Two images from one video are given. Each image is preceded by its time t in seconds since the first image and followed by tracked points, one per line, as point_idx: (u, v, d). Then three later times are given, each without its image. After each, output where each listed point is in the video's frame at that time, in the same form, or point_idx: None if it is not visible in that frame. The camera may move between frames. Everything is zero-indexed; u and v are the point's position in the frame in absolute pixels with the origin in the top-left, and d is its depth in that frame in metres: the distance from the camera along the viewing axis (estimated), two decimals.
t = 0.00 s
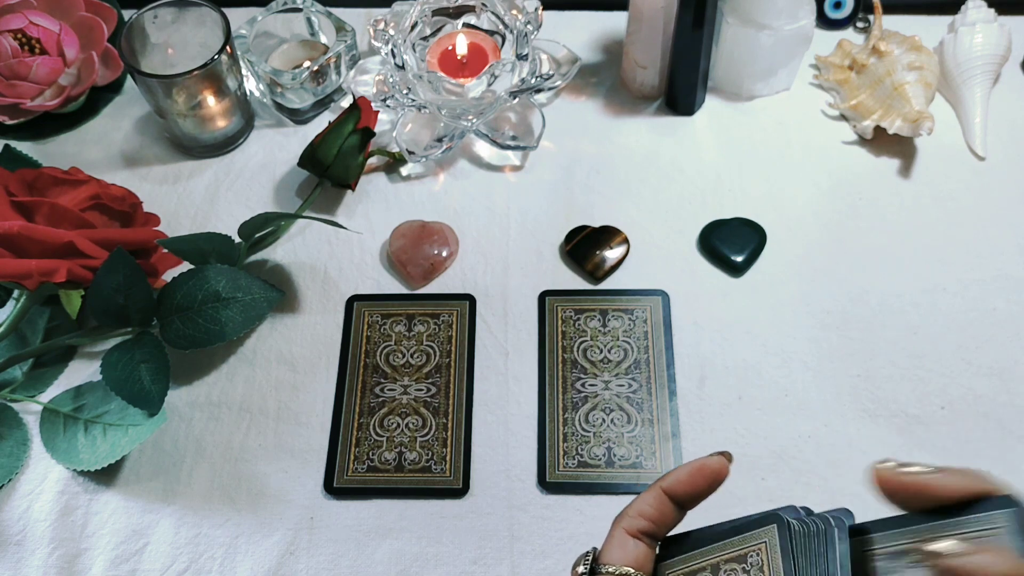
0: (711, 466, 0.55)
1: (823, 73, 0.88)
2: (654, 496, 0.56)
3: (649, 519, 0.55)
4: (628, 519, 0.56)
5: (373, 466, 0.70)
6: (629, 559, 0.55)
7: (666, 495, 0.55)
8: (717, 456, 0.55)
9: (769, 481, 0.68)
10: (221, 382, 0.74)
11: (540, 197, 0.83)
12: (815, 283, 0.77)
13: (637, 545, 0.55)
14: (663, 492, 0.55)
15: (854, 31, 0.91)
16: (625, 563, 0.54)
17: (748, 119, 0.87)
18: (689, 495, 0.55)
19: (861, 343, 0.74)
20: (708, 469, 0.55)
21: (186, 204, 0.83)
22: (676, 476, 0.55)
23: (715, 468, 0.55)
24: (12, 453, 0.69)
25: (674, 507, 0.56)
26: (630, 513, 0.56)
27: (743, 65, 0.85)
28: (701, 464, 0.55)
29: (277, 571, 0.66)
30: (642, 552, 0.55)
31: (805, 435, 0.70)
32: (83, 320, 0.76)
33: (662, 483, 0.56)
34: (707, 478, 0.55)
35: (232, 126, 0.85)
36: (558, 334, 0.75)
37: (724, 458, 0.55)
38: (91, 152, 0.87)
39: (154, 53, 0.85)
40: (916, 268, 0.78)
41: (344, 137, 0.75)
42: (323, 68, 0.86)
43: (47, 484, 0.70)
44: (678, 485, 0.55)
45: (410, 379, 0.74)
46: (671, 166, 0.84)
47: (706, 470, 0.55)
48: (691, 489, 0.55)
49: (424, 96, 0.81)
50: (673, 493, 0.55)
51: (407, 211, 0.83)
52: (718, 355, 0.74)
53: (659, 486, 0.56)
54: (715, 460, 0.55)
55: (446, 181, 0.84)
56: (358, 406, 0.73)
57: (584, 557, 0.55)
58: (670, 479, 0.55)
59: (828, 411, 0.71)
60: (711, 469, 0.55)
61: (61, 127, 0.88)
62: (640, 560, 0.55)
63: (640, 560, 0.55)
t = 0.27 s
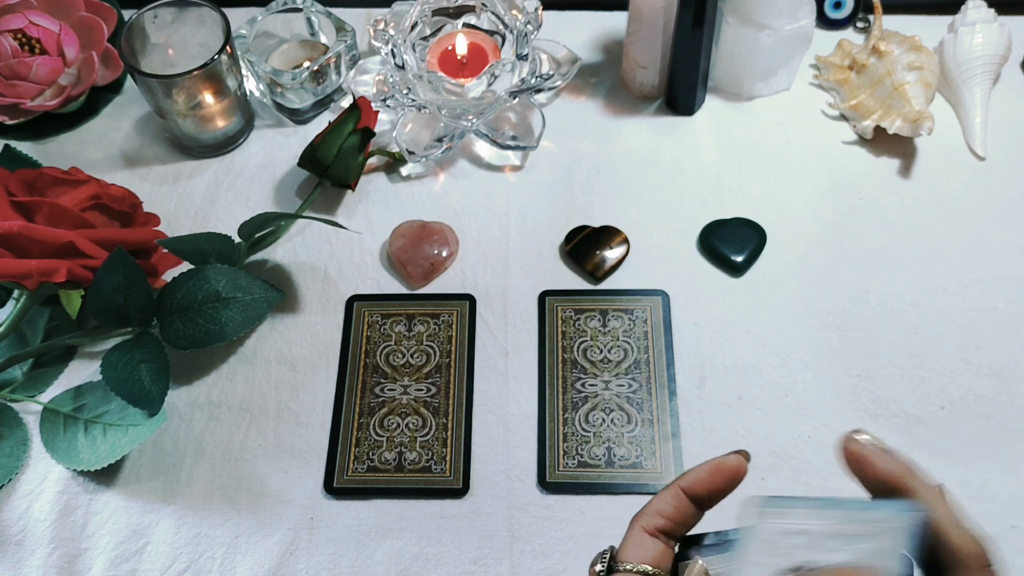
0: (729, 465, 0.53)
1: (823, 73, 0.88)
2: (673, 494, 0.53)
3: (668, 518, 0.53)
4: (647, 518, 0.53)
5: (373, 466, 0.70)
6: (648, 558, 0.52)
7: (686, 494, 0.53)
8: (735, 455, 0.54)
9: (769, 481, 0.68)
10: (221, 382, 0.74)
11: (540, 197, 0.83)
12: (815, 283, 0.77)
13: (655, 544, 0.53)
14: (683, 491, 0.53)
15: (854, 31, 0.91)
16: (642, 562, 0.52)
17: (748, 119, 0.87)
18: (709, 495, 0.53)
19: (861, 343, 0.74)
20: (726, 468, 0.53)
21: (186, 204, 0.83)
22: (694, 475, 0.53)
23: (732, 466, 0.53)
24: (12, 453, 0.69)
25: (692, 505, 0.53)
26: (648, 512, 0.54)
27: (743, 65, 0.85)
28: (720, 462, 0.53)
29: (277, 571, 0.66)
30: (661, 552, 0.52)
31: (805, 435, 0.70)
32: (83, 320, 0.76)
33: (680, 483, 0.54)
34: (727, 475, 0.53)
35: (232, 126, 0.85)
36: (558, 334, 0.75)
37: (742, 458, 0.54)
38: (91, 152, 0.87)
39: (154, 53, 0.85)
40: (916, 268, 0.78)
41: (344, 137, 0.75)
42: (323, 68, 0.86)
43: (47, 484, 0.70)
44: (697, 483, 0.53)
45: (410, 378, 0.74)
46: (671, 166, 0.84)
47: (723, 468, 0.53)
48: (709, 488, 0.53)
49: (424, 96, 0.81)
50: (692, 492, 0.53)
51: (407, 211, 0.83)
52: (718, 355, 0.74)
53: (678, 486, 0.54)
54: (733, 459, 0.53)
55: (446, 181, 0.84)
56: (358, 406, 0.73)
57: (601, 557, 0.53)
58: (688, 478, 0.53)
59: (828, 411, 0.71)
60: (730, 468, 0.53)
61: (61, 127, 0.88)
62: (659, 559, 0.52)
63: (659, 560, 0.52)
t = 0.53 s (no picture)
0: (696, 455, 0.57)
1: (823, 73, 0.88)
2: (642, 488, 0.58)
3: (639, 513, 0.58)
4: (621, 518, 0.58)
5: (373, 466, 0.70)
6: (621, 555, 0.57)
7: (654, 487, 0.57)
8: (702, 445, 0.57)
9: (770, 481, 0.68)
10: (221, 382, 0.74)
11: (540, 197, 0.83)
12: (815, 283, 0.77)
13: (628, 539, 0.57)
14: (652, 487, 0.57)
15: (854, 31, 0.91)
16: (615, 560, 0.56)
17: (749, 119, 0.87)
18: (675, 485, 0.57)
19: (861, 343, 0.74)
20: (692, 458, 0.57)
21: (186, 204, 0.83)
22: (661, 468, 0.57)
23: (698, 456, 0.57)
24: (12, 453, 0.69)
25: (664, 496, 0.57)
26: (620, 510, 0.58)
27: (743, 65, 0.85)
28: (685, 454, 0.57)
29: (277, 571, 0.66)
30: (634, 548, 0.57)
31: (805, 435, 0.70)
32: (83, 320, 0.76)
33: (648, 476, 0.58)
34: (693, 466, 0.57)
35: (232, 126, 0.85)
36: (558, 334, 0.75)
37: (708, 447, 0.57)
38: (91, 152, 0.87)
39: (154, 53, 0.85)
40: (916, 267, 0.78)
41: (344, 137, 0.75)
42: (323, 68, 0.86)
43: (47, 484, 0.70)
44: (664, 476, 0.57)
45: (410, 378, 0.74)
46: (671, 166, 0.84)
47: (690, 458, 0.57)
48: (676, 477, 0.57)
49: (424, 96, 0.81)
50: (661, 484, 0.57)
51: (407, 211, 0.83)
52: (718, 355, 0.74)
53: (646, 480, 0.58)
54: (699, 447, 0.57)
55: (446, 181, 0.84)
56: (358, 406, 0.73)
57: (579, 557, 0.58)
58: (656, 473, 0.57)
59: (828, 411, 0.71)
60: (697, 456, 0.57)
61: (61, 127, 0.88)
62: (632, 555, 0.57)
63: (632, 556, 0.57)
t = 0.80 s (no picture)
0: (776, 470, 0.68)
1: (823, 73, 0.88)
2: (718, 503, 0.67)
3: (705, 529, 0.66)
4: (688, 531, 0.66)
5: (373, 466, 0.70)
6: (679, 567, 0.64)
7: (731, 503, 0.66)
8: (781, 461, 0.68)
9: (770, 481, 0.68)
10: (221, 382, 0.74)
11: (540, 197, 0.83)
12: (815, 283, 0.77)
13: (691, 555, 0.65)
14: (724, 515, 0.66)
15: (854, 31, 0.91)
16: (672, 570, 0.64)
17: (749, 119, 0.87)
18: (754, 498, 0.67)
19: (861, 343, 0.74)
20: (772, 473, 0.68)
21: (186, 204, 0.83)
22: (745, 480, 0.68)
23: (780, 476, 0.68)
24: (12, 453, 0.69)
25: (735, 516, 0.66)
26: (688, 525, 0.66)
27: (743, 65, 0.85)
28: (766, 468, 0.68)
29: (278, 571, 0.66)
30: (693, 563, 0.64)
31: (804, 435, 0.70)
32: (83, 320, 0.75)
33: (725, 492, 0.67)
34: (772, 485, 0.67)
35: (232, 126, 0.85)
36: (558, 334, 0.75)
37: (788, 463, 0.68)
38: (91, 152, 0.87)
39: (154, 53, 0.85)
40: (916, 267, 0.78)
41: (345, 137, 0.75)
42: (323, 68, 0.86)
43: (47, 484, 0.70)
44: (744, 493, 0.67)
45: (410, 378, 0.74)
46: (671, 166, 0.84)
47: (771, 474, 0.68)
48: (755, 494, 0.67)
49: (424, 96, 0.81)
50: (741, 499, 0.67)
51: (407, 211, 0.83)
52: (718, 355, 0.74)
53: (726, 496, 0.67)
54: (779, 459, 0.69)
55: (446, 181, 0.84)
56: (358, 406, 0.73)
57: (635, 560, 0.65)
58: (736, 489, 0.67)
59: (828, 411, 0.71)
60: (776, 469, 0.68)
61: (61, 127, 0.88)
62: (689, 568, 0.64)
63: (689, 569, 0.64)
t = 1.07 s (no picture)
0: (785, 487, 0.61)
1: (823, 73, 0.88)
2: (726, 511, 0.61)
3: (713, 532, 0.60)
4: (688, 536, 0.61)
5: (373, 466, 0.70)
6: (683, 566, 0.60)
7: (738, 512, 0.60)
8: (791, 479, 0.61)
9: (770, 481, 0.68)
10: (221, 382, 0.74)
11: (540, 197, 0.83)
12: (815, 283, 0.77)
13: (695, 555, 0.60)
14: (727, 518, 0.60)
15: (854, 31, 0.91)
16: (676, 569, 0.60)
17: (749, 119, 0.87)
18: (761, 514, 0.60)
19: (861, 343, 0.74)
20: (782, 489, 0.61)
21: (186, 204, 0.83)
22: (752, 494, 0.61)
23: (788, 491, 0.61)
24: (12, 453, 0.69)
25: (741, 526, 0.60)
26: (696, 526, 0.61)
27: (743, 65, 0.85)
28: (776, 484, 0.61)
29: (278, 571, 0.66)
30: (699, 563, 0.60)
31: (804, 435, 0.70)
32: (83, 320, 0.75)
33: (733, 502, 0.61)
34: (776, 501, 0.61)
35: (232, 126, 0.85)
36: (558, 334, 0.75)
37: (798, 482, 0.61)
38: (91, 152, 0.87)
39: (154, 53, 0.85)
40: (916, 267, 0.78)
41: (345, 137, 0.75)
42: (323, 68, 0.86)
43: (47, 484, 0.70)
44: (750, 503, 0.60)
45: (410, 378, 0.74)
46: (671, 166, 0.84)
47: (779, 489, 0.61)
48: (761, 507, 0.60)
49: (424, 96, 0.81)
50: (748, 511, 0.60)
51: (407, 211, 0.83)
52: (718, 355, 0.74)
53: (732, 503, 0.61)
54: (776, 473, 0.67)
55: (446, 181, 0.84)
56: (358, 406, 0.73)
57: (639, 561, 0.61)
58: (743, 498, 0.61)
59: (828, 411, 0.71)
60: (790, 489, 0.60)
61: (61, 127, 0.88)
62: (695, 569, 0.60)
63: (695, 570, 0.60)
